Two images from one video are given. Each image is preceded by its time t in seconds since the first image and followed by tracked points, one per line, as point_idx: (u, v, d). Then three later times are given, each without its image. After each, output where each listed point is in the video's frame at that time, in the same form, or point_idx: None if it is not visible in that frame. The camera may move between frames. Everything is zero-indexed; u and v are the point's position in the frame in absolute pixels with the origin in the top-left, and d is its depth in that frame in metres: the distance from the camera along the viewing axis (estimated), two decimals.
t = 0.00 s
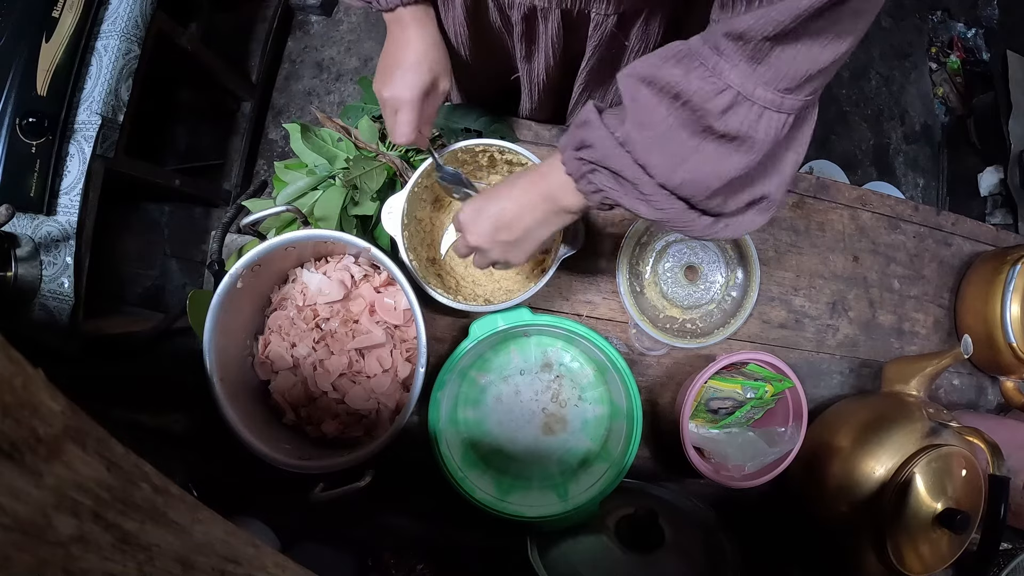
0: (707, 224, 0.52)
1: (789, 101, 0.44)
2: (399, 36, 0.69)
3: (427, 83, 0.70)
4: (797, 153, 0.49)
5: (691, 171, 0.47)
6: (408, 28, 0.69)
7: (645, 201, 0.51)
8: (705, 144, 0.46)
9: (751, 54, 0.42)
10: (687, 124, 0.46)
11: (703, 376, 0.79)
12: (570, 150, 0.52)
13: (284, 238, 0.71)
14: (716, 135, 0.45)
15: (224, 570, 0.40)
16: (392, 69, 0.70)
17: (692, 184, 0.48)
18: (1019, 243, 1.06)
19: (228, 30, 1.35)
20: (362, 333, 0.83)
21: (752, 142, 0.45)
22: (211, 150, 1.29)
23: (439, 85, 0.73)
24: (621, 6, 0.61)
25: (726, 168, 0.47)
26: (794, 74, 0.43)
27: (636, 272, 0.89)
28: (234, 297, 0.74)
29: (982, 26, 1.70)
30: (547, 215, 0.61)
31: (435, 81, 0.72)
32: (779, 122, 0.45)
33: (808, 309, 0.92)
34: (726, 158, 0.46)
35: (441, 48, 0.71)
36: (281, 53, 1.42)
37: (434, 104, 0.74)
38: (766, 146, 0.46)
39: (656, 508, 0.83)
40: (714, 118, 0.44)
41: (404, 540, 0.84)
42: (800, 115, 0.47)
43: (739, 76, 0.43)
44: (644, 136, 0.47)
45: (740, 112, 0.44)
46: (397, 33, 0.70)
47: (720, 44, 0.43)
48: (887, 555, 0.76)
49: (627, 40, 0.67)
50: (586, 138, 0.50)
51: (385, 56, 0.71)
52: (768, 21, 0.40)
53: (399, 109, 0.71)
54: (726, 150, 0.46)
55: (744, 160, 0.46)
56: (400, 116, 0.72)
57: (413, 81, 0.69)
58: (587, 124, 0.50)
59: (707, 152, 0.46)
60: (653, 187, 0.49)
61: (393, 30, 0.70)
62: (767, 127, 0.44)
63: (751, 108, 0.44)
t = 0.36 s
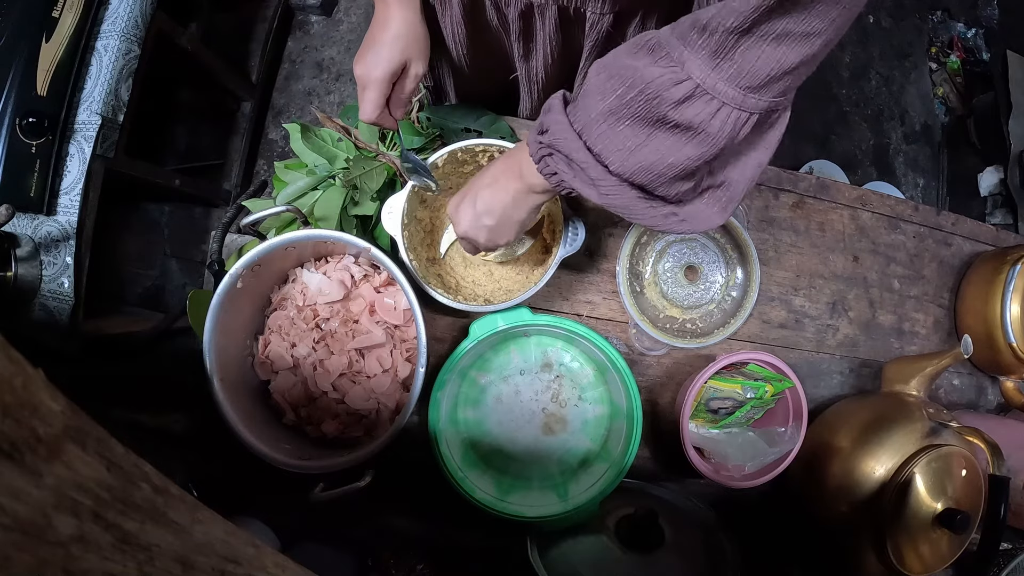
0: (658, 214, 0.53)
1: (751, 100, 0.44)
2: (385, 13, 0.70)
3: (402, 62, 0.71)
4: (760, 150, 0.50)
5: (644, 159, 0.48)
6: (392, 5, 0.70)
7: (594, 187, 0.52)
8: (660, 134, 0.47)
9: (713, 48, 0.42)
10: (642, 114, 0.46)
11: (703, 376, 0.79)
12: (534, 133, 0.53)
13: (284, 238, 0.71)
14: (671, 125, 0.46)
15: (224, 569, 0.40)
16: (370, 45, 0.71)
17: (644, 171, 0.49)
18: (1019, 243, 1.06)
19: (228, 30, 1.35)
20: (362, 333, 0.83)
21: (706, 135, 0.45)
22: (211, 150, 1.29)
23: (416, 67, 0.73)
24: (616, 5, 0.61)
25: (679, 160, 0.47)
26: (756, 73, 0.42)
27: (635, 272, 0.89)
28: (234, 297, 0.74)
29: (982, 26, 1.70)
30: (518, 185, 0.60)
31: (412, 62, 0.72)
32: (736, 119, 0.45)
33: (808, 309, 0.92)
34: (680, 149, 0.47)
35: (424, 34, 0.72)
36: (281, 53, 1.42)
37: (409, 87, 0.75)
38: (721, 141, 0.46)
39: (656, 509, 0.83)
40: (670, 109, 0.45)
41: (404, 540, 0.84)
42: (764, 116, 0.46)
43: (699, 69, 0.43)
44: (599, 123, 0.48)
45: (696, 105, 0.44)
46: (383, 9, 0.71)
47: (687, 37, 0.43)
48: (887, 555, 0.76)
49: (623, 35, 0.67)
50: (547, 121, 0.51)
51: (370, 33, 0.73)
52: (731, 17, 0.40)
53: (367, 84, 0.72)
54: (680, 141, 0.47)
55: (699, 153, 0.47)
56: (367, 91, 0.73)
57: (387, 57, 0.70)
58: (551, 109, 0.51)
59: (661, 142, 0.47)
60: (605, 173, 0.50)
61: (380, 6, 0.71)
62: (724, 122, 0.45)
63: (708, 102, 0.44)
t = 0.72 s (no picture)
0: (723, 186, 0.54)
1: (805, 73, 0.47)
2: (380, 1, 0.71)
3: (392, 53, 0.71)
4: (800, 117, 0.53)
5: (711, 138, 0.50)
6: None
7: (663, 168, 0.52)
8: (724, 112, 0.49)
9: (773, 29, 0.45)
10: (709, 94, 0.48)
11: (703, 376, 0.79)
12: (592, 119, 0.54)
13: (284, 238, 0.71)
14: (736, 103, 0.48)
15: (224, 570, 0.40)
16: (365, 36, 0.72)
17: (713, 149, 0.50)
18: (1019, 243, 1.06)
19: (228, 30, 1.35)
20: (362, 333, 0.83)
21: (770, 109, 0.48)
22: (212, 150, 1.29)
23: (410, 56, 0.73)
24: (612, 5, 0.61)
25: (746, 133, 0.49)
26: (812, 48, 0.45)
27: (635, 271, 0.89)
28: (234, 297, 0.74)
29: (982, 26, 1.70)
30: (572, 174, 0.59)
31: (405, 53, 0.73)
32: (794, 91, 0.47)
33: (808, 309, 0.92)
34: (745, 124, 0.49)
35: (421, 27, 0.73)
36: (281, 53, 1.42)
37: (403, 77, 0.75)
38: (782, 113, 0.48)
39: (657, 509, 0.83)
40: (736, 88, 0.47)
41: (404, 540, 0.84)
42: (811, 85, 0.49)
43: (762, 51, 0.45)
44: (668, 106, 0.49)
45: (760, 82, 0.47)
46: None
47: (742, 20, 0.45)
48: (887, 555, 0.76)
49: (620, 35, 0.67)
50: (607, 107, 0.52)
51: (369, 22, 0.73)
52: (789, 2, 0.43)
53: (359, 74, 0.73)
54: (745, 116, 0.49)
55: (762, 125, 0.49)
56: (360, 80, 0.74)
57: (378, 48, 0.70)
58: (608, 93, 0.52)
59: (727, 119, 0.49)
60: (680, 156, 0.51)
61: None
62: (785, 96, 0.47)
63: (771, 80, 0.46)
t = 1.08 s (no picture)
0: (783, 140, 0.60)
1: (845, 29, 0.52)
2: None
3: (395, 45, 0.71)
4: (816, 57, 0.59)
5: (785, 112, 0.54)
6: None
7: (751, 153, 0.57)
8: (790, 87, 0.54)
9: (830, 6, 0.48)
10: (780, 77, 0.52)
11: (703, 376, 0.79)
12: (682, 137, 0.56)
13: (284, 238, 0.71)
14: (804, 78, 0.53)
15: (224, 570, 0.40)
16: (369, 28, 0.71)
17: (786, 119, 0.55)
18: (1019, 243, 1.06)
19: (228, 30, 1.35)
20: (362, 333, 0.83)
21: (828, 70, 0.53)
22: (212, 150, 1.29)
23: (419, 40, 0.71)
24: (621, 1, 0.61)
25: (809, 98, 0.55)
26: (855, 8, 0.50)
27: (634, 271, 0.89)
28: (234, 297, 0.74)
29: (982, 26, 1.70)
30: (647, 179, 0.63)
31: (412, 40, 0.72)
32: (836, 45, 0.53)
33: (808, 309, 0.92)
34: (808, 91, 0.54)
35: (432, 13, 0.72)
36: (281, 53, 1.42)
37: (416, 62, 0.73)
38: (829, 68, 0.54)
39: (657, 509, 0.83)
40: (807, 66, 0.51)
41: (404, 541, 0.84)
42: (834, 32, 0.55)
43: (818, 24, 0.50)
44: (753, 101, 0.53)
45: (822, 54, 0.51)
46: None
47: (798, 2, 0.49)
48: (887, 555, 0.76)
49: (627, 33, 0.67)
50: (699, 124, 0.54)
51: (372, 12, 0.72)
52: None
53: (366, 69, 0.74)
54: (808, 83, 0.54)
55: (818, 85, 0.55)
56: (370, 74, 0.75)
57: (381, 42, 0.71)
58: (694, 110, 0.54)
59: (793, 92, 0.54)
60: (763, 135, 0.56)
61: None
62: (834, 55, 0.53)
63: (829, 46, 0.51)
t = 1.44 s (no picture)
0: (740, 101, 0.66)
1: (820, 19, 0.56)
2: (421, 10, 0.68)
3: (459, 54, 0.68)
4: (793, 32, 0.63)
5: (751, 85, 0.60)
6: None
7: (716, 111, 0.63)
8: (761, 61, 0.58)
9: None
10: (752, 51, 0.57)
11: (703, 376, 0.79)
12: (654, 84, 0.60)
13: (284, 238, 0.71)
14: (774, 55, 0.57)
15: (224, 570, 0.40)
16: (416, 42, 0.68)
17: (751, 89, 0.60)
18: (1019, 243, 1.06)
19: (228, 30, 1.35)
20: (362, 333, 0.83)
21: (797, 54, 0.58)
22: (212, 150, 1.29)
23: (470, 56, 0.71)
24: None
25: (775, 75, 0.60)
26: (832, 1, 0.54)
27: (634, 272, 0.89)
28: (234, 297, 0.74)
29: (982, 26, 1.70)
30: (623, 123, 0.66)
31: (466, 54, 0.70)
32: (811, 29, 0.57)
33: (808, 309, 0.92)
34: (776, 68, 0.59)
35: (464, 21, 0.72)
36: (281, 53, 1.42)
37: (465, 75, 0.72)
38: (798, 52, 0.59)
39: (657, 509, 0.83)
40: (779, 47, 0.56)
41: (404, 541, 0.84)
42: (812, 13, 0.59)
43: (795, 5, 0.54)
44: (724, 66, 0.57)
45: (796, 36, 0.56)
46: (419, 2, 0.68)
47: None
48: (887, 555, 0.76)
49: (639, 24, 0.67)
50: (671, 72, 0.58)
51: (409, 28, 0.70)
52: None
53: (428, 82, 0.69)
54: (777, 62, 0.59)
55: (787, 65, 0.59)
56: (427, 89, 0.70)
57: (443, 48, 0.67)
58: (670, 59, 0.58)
59: (763, 66, 0.59)
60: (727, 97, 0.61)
61: None
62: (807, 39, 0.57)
63: (803, 31, 0.56)
